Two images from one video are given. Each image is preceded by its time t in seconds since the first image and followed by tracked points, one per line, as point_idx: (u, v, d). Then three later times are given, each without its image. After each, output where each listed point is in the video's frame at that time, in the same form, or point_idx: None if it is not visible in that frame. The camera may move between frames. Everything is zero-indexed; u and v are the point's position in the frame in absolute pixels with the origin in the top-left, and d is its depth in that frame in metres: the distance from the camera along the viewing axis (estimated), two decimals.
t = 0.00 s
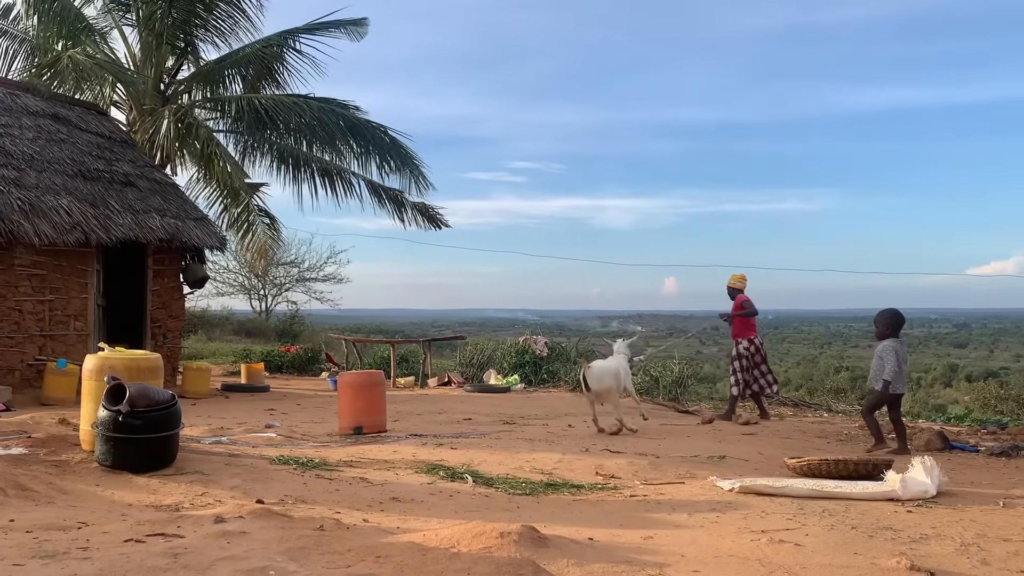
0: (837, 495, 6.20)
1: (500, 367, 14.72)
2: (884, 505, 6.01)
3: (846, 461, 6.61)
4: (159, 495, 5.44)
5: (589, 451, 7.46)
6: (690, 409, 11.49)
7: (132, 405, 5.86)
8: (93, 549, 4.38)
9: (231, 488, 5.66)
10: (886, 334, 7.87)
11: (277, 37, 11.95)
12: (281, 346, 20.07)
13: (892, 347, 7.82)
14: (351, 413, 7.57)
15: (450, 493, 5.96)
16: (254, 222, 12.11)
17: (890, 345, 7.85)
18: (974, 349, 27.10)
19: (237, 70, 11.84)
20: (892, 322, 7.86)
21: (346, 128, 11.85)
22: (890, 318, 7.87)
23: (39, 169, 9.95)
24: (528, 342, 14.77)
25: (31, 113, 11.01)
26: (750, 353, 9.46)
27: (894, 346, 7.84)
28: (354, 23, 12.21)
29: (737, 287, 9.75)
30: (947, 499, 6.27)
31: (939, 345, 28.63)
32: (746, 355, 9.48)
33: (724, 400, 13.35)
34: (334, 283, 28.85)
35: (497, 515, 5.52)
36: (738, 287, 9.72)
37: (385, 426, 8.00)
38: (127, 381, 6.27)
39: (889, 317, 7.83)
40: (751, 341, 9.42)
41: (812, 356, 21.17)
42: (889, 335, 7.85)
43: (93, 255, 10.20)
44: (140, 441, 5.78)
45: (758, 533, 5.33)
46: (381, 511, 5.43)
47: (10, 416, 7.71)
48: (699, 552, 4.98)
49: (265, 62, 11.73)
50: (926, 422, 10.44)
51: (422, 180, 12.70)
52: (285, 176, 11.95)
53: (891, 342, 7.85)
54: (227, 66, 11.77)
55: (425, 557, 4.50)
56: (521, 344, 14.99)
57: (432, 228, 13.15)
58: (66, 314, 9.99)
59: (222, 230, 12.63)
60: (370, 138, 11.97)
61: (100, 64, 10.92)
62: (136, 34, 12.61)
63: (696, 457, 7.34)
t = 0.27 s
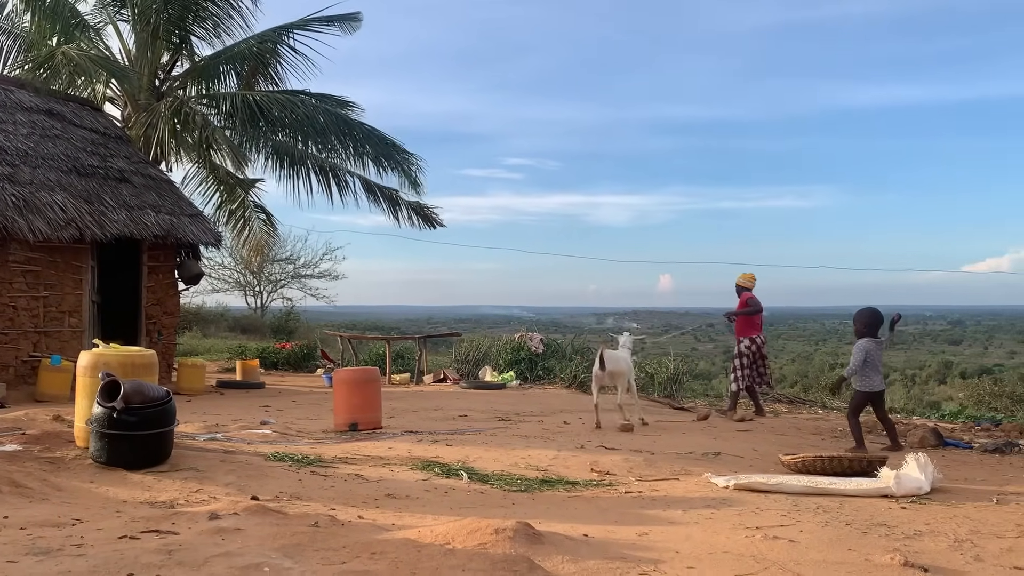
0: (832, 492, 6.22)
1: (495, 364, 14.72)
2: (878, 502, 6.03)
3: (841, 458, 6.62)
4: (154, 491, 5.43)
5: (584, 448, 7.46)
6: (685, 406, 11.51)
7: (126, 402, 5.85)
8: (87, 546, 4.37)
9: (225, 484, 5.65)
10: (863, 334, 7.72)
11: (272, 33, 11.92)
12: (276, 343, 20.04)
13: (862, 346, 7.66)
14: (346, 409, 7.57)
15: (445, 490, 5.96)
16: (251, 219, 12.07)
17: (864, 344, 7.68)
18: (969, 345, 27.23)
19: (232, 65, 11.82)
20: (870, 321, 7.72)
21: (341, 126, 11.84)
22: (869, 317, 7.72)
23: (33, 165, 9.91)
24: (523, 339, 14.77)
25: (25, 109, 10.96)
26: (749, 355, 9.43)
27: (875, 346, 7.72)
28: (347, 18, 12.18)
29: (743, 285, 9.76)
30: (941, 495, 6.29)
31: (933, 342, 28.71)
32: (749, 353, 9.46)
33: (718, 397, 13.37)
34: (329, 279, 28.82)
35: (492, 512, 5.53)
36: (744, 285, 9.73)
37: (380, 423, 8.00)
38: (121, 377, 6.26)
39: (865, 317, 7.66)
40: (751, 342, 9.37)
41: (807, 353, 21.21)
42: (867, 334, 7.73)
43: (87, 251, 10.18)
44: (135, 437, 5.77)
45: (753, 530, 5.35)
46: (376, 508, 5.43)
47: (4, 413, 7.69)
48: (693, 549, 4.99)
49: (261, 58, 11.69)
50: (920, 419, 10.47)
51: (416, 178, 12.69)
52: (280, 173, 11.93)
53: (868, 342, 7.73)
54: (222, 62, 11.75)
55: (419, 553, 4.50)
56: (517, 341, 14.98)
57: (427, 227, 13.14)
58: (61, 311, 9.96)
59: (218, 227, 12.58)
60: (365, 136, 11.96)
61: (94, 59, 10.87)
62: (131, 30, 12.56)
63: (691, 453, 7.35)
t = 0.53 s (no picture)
0: (829, 490, 6.23)
1: (493, 362, 14.72)
2: (875, 500, 6.04)
3: (838, 456, 6.63)
4: (152, 490, 5.43)
5: (581, 446, 7.47)
6: (683, 404, 11.51)
7: (124, 400, 5.85)
8: (84, 545, 4.38)
9: (223, 482, 5.65)
10: (833, 331, 7.60)
11: (269, 31, 11.90)
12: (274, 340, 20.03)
13: (833, 343, 7.50)
14: (345, 408, 7.57)
15: (443, 488, 5.96)
16: (249, 216, 12.06)
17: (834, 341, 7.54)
18: (967, 343, 27.27)
19: (230, 63, 11.81)
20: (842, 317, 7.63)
21: (340, 126, 11.83)
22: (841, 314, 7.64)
23: (31, 163, 9.90)
24: (521, 337, 14.78)
25: (23, 106, 10.94)
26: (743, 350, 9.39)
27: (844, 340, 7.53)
28: (344, 20, 12.16)
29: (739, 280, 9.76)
30: (938, 494, 6.30)
31: (931, 340, 28.74)
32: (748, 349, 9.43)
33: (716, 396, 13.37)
34: (328, 277, 28.80)
35: (490, 510, 5.53)
36: (740, 281, 9.73)
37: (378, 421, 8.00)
38: (119, 375, 6.25)
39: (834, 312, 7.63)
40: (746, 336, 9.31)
41: (805, 351, 21.22)
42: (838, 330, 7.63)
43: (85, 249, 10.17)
44: (133, 435, 5.77)
45: (750, 528, 5.36)
46: (374, 506, 5.43)
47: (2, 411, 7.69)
48: (690, 547, 5.00)
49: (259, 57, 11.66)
50: (918, 417, 10.48)
51: (413, 178, 12.68)
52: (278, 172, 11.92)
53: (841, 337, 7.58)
54: (220, 60, 11.73)
55: (417, 552, 4.51)
56: (515, 339, 14.99)
57: (424, 228, 13.13)
58: (59, 309, 9.96)
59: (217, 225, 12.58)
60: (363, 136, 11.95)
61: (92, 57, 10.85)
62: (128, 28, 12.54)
63: (689, 452, 7.36)
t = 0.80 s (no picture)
0: (829, 490, 6.23)
1: (493, 362, 14.72)
2: (875, 501, 6.04)
3: (837, 456, 6.63)
4: (152, 489, 5.44)
5: (581, 446, 7.47)
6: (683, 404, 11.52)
7: (124, 399, 5.85)
8: (84, 544, 4.38)
9: (223, 482, 5.66)
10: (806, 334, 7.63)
11: (270, 31, 11.89)
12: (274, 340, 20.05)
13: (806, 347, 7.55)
14: (345, 407, 7.57)
15: (443, 488, 5.96)
16: (250, 216, 12.10)
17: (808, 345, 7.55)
18: (966, 344, 27.29)
19: (231, 63, 11.80)
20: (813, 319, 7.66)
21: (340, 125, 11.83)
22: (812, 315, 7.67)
23: (31, 162, 9.90)
24: (521, 337, 14.79)
25: (23, 106, 10.94)
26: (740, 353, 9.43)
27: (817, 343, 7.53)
28: (343, 26, 12.18)
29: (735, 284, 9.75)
30: (938, 494, 6.31)
31: (930, 340, 28.73)
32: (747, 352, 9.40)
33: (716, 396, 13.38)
34: (328, 277, 28.81)
35: (489, 510, 5.53)
36: (735, 285, 9.74)
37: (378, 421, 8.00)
38: (119, 375, 6.25)
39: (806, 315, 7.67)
40: (746, 341, 9.31)
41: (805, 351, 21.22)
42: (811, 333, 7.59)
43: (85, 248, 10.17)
44: (133, 435, 5.77)
45: (750, 529, 5.36)
46: (373, 506, 5.44)
47: (2, 410, 7.69)
48: (690, 547, 5.00)
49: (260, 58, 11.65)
50: (918, 418, 10.48)
51: (413, 179, 12.68)
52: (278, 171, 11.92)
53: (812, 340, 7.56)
54: (220, 60, 11.72)
55: (417, 551, 4.51)
56: (515, 339, 14.98)
57: (423, 229, 13.14)
58: (59, 308, 9.96)
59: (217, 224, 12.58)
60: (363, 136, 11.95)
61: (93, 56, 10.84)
62: (129, 27, 12.53)
63: (689, 452, 7.36)
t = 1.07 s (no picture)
0: (830, 491, 6.23)
1: (494, 362, 14.72)
2: (876, 501, 6.04)
3: (838, 457, 6.63)
4: (153, 489, 5.44)
5: (582, 447, 7.47)
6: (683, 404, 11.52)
7: (125, 400, 5.84)
8: (85, 544, 4.38)
9: (224, 482, 5.66)
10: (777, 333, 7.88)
11: (271, 31, 11.89)
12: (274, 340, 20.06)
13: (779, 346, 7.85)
14: (346, 408, 7.57)
15: (443, 488, 5.96)
16: (250, 217, 12.15)
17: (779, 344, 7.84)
18: (967, 345, 27.28)
19: (232, 64, 11.78)
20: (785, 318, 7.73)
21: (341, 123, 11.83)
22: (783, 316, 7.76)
23: (32, 162, 9.90)
24: (522, 337, 14.79)
25: (24, 106, 10.94)
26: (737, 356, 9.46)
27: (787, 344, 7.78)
28: (345, 22, 12.16)
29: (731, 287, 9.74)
30: (939, 495, 6.31)
31: (931, 341, 28.71)
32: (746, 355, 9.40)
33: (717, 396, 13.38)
34: (328, 277, 28.80)
35: (490, 510, 5.54)
36: (732, 288, 9.73)
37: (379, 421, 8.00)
38: (120, 375, 6.25)
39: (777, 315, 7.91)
40: (745, 347, 9.31)
41: (806, 352, 21.21)
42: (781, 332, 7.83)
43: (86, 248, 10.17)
44: (135, 435, 5.78)
45: (751, 529, 5.36)
46: (374, 506, 5.44)
47: (3, 410, 7.69)
48: (691, 548, 5.00)
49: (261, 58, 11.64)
50: (919, 419, 10.47)
51: (415, 177, 12.68)
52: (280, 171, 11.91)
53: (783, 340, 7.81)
54: (221, 60, 11.67)
55: (417, 552, 4.52)
56: (515, 340, 14.98)
57: (426, 226, 13.14)
58: (59, 308, 9.96)
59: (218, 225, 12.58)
60: (365, 134, 11.94)
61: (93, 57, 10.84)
62: (129, 27, 12.53)
63: (690, 452, 7.36)
